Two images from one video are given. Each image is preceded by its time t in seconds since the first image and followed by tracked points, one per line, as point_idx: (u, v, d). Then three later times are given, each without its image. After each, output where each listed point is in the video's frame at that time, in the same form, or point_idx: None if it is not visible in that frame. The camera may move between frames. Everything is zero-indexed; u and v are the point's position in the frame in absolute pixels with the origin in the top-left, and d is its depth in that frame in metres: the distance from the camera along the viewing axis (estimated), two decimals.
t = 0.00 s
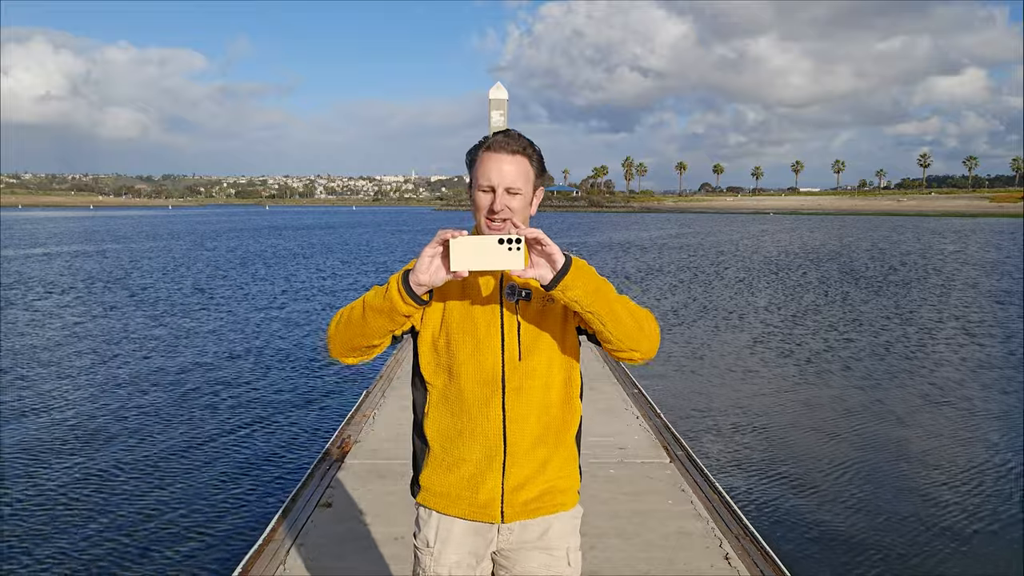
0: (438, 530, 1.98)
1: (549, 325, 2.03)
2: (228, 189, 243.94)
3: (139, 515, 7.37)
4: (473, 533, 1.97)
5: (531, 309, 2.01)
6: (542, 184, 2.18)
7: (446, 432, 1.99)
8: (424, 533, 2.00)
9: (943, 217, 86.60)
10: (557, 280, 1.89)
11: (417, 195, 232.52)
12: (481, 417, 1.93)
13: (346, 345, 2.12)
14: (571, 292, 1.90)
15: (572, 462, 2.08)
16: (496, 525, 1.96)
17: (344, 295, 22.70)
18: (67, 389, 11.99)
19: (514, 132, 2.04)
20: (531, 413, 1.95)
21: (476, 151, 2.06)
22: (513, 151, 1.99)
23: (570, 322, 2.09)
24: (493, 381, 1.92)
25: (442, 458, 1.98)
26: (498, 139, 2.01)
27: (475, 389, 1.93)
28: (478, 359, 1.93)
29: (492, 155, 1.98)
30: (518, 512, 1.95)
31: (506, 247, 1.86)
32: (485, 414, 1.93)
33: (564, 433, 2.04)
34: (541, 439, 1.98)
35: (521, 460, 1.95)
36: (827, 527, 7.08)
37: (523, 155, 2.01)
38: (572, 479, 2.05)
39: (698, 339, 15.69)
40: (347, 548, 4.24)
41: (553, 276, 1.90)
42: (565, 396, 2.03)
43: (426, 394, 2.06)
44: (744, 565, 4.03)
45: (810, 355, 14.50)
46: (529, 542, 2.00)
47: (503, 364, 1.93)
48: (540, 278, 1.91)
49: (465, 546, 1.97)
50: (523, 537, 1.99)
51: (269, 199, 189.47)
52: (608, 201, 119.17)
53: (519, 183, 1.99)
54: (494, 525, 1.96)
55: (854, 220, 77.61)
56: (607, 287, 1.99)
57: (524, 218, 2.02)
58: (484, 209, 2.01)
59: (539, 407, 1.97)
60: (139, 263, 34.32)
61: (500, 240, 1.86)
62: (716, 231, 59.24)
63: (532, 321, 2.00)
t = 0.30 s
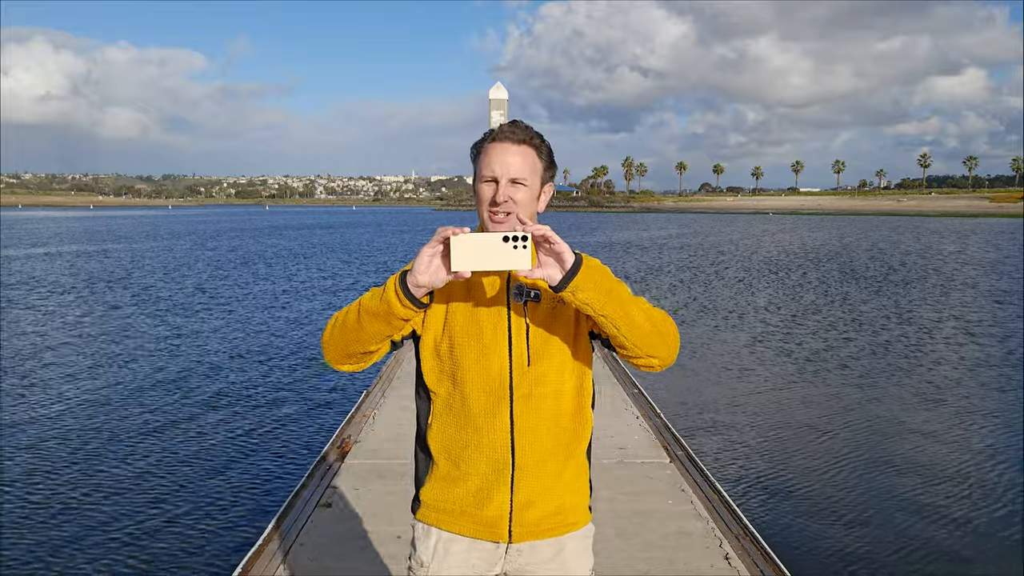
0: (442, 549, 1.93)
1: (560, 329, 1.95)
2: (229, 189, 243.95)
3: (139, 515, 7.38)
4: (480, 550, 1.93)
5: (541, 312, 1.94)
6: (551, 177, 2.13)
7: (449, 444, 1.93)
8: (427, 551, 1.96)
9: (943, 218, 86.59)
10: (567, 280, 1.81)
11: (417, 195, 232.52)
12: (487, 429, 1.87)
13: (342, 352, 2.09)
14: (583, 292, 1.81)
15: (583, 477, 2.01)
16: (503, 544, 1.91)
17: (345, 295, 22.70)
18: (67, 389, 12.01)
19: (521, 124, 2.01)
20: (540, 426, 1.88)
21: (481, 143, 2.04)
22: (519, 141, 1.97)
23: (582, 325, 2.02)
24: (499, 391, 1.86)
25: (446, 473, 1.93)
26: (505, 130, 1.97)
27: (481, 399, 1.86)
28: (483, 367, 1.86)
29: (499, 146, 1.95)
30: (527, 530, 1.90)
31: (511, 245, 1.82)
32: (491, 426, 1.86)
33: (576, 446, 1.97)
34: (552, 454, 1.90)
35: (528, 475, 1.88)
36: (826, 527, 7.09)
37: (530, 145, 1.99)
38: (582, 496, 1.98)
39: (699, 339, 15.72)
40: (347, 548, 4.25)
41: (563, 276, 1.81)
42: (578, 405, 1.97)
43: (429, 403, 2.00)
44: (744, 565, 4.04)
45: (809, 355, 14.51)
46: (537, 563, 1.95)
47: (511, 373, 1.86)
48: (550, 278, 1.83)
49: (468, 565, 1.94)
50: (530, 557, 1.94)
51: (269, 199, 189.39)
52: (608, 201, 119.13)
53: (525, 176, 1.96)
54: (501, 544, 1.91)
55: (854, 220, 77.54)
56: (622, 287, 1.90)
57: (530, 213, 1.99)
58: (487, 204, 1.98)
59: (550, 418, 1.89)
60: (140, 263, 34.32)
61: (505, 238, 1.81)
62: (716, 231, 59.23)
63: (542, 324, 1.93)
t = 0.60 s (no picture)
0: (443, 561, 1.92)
1: (566, 334, 1.94)
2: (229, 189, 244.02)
3: (140, 514, 7.41)
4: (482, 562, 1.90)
5: (545, 317, 1.92)
6: (555, 173, 2.12)
7: (451, 454, 1.91)
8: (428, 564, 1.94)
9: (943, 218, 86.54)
10: (573, 283, 1.79)
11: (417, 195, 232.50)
12: (489, 438, 1.85)
13: (338, 362, 2.07)
14: (589, 295, 1.79)
15: (589, 487, 1.99)
16: (505, 557, 1.88)
17: (346, 295, 22.71)
18: (68, 389, 12.04)
19: (524, 118, 2.01)
20: (544, 434, 1.86)
21: (482, 139, 2.04)
22: (521, 136, 1.97)
23: (589, 330, 2.00)
24: (502, 400, 1.84)
25: (448, 484, 1.91)
26: (506, 126, 1.97)
27: (483, 408, 1.85)
28: (485, 375, 1.85)
29: (501, 142, 1.96)
30: (531, 542, 1.87)
31: (515, 246, 1.81)
32: (493, 435, 1.85)
33: (582, 456, 1.96)
34: (557, 464, 1.88)
35: (531, 487, 1.86)
36: (826, 527, 7.09)
37: (532, 141, 1.98)
38: (588, 507, 1.96)
39: (699, 339, 15.72)
40: (348, 547, 4.26)
41: (569, 279, 1.80)
42: (585, 413, 1.96)
43: (430, 412, 1.99)
44: (744, 565, 4.05)
45: (809, 355, 14.52)
46: None
47: (515, 381, 1.85)
48: (556, 281, 1.82)
49: None
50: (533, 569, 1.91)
51: (269, 199, 189.35)
52: (609, 201, 119.09)
53: (528, 172, 1.95)
54: (503, 556, 1.88)
55: (855, 220, 77.42)
56: (632, 289, 1.86)
57: (532, 211, 1.99)
58: (489, 202, 1.99)
59: (554, 428, 1.87)
60: (141, 263, 34.35)
61: (507, 238, 1.80)
62: (717, 231, 59.19)
63: (546, 330, 1.91)
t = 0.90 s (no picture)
0: None
1: (563, 345, 1.91)
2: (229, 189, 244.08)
3: (141, 514, 7.41)
4: None
5: (541, 327, 1.89)
6: (552, 170, 2.11)
7: (444, 471, 1.87)
8: None
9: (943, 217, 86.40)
10: (573, 291, 1.76)
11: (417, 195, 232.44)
12: (483, 454, 1.80)
13: (322, 376, 2.03)
14: (590, 305, 1.76)
15: (589, 503, 1.96)
16: None
17: (346, 295, 22.69)
18: (68, 389, 12.04)
19: (521, 113, 2.00)
20: (542, 450, 1.82)
21: (477, 135, 2.03)
22: (517, 132, 1.96)
23: (588, 339, 1.97)
24: (498, 415, 1.80)
25: (439, 503, 1.86)
26: (501, 121, 1.97)
27: (477, 423, 1.81)
28: (479, 389, 1.81)
29: (497, 137, 1.95)
30: (527, 563, 1.83)
31: (512, 253, 1.76)
32: (487, 451, 1.80)
33: (581, 473, 1.93)
34: (556, 482, 1.85)
35: (528, 506, 1.82)
36: (825, 527, 7.09)
37: (529, 136, 1.98)
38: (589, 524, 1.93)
39: (699, 339, 15.71)
40: (347, 548, 4.26)
41: (569, 287, 1.76)
42: (584, 427, 1.93)
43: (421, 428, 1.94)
44: (744, 566, 4.05)
45: (809, 355, 14.50)
46: None
47: (510, 395, 1.81)
48: (556, 290, 1.78)
49: None
50: None
51: (269, 199, 189.30)
52: (609, 201, 118.97)
53: (524, 169, 1.95)
54: None
55: (855, 220, 77.26)
56: (634, 296, 1.83)
57: (529, 211, 1.98)
58: (484, 201, 1.97)
59: (553, 443, 1.84)
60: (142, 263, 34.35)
61: (503, 244, 1.75)
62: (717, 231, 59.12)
63: (543, 340, 1.88)
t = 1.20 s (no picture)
0: None
1: (558, 353, 1.90)
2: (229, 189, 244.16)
3: (141, 514, 7.42)
4: None
5: (532, 332, 1.89)
6: (544, 162, 2.10)
7: (430, 488, 1.86)
8: None
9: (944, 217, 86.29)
10: (567, 298, 1.76)
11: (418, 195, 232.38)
12: (469, 471, 1.80)
13: (298, 389, 2.01)
14: (584, 313, 1.76)
15: (583, 521, 1.95)
16: None
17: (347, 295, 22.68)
18: (69, 388, 12.06)
19: (511, 106, 1.99)
20: (532, 466, 1.82)
21: (464, 127, 2.02)
22: (506, 125, 1.95)
23: (585, 347, 1.96)
24: (486, 430, 1.80)
25: (423, 521, 1.86)
26: (487, 114, 1.96)
27: (464, 438, 1.81)
28: (467, 403, 1.81)
29: (485, 131, 1.94)
30: None
31: (502, 254, 1.79)
32: (475, 468, 1.80)
33: (577, 490, 1.91)
34: (549, 499, 1.84)
35: (519, 527, 1.81)
36: (824, 527, 7.08)
37: (519, 129, 1.97)
38: (584, 543, 1.92)
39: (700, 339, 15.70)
40: (347, 547, 4.27)
41: (564, 292, 1.76)
42: (578, 443, 1.92)
43: (406, 443, 1.93)
44: (744, 565, 4.05)
45: (810, 355, 14.49)
46: None
47: (499, 410, 1.81)
48: (550, 295, 1.78)
49: None
50: None
51: (270, 199, 189.29)
52: (609, 201, 118.87)
53: (513, 164, 1.95)
54: None
55: (856, 220, 77.15)
56: (634, 302, 1.83)
57: (519, 208, 1.98)
58: (472, 198, 1.97)
59: (543, 457, 1.83)
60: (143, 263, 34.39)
61: (494, 245, 1.78)
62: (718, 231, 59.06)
63: (536, 347, 1.88)
